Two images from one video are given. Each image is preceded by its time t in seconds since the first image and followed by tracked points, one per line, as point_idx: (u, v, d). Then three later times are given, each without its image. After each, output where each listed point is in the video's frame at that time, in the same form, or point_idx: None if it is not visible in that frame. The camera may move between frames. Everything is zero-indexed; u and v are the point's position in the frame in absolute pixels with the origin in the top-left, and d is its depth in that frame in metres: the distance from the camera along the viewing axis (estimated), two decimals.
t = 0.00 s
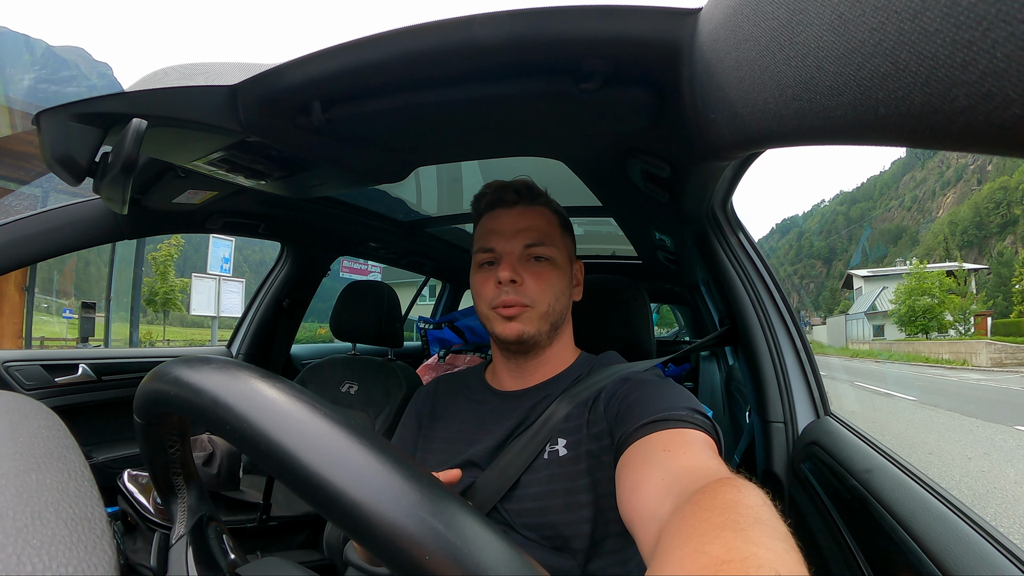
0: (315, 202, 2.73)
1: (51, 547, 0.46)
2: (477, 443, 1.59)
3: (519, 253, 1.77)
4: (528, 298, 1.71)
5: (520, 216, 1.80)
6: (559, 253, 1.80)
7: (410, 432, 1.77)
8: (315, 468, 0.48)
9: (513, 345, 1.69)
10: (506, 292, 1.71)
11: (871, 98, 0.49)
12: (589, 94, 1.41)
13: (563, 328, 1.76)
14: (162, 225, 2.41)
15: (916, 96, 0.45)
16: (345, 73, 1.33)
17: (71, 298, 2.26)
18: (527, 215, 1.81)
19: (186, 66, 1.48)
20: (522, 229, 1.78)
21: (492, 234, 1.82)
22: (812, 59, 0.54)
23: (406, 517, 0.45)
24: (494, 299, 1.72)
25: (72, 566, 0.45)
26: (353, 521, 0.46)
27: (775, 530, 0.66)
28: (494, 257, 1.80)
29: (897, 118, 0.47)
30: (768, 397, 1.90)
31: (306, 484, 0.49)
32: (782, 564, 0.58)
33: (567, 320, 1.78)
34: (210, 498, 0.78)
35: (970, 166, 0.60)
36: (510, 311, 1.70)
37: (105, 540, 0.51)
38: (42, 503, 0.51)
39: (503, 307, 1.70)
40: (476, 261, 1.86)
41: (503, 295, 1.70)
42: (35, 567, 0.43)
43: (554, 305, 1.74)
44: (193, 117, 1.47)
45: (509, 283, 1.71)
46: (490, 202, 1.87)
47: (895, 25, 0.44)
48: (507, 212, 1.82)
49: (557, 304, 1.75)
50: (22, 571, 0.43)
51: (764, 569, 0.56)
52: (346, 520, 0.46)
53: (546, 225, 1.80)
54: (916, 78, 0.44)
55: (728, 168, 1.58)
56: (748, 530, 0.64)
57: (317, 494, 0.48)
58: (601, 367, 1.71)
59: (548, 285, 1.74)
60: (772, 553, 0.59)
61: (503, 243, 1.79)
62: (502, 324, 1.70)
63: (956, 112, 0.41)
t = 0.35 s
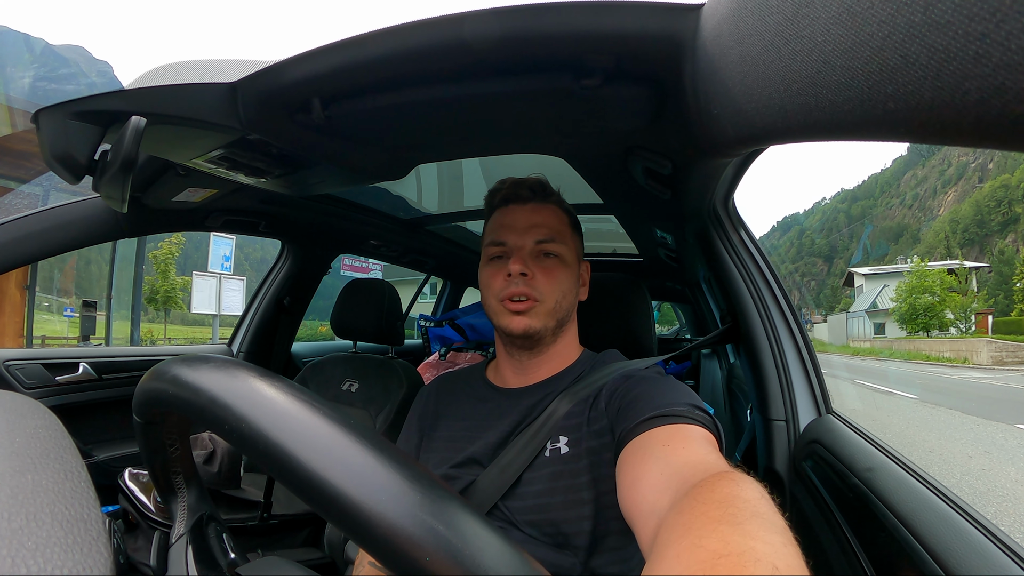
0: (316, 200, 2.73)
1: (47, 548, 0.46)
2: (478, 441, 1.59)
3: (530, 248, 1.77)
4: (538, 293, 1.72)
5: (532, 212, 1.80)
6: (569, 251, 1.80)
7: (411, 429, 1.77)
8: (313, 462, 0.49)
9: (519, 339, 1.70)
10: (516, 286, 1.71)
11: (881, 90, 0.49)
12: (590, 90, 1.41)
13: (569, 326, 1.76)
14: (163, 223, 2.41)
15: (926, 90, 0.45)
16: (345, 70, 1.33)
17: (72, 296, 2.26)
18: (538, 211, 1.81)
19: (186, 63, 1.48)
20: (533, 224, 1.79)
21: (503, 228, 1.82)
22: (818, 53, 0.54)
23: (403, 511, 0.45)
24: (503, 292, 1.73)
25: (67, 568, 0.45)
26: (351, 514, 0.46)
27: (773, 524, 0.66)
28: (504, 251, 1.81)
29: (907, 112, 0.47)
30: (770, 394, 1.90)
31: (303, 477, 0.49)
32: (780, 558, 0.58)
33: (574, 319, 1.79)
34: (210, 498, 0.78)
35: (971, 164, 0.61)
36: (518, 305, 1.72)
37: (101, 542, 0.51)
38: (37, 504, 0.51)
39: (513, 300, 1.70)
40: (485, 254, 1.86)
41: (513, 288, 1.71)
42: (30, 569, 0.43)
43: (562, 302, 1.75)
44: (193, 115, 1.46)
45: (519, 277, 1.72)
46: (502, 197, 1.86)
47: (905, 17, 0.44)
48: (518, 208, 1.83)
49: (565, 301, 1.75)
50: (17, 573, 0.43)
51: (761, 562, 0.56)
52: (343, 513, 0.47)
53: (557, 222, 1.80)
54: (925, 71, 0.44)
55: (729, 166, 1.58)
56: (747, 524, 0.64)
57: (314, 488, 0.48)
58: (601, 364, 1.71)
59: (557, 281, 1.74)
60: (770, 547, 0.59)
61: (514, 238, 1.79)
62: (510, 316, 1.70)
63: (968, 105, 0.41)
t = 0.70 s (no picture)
0: (314, 203, 2.73)
1: (47, 545, 0.46)
2: (473, 442, 1.59)
3: (513, 255, 1.78)
4: (524, 297, 1.72)
5: (512, 219, 1.81)
6: (553, 253, 1.80)
7: (406, 432, 1.77)
8: (302, 466, 0.49)
9: (511, 346, 1.70)
10: (501, 293, 1.72)
11: (860, 101, 0.49)
12: (585, 96, 1.41)
13: (561, 326, 1.76)
14: (160, 227, 2.41)
15: (904, 98, 0.45)
16: (343, 75, 1.33)
17: (70, 299, 2.26)
18: (519, 217, 1.81)
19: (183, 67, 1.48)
20: (514, 231, 1.79)
21: (486, 238, 1.83)
22: (801, 61, 0.54)
23: (387, 516, 0.45)
24: (490, 301, 1.73)
25: (67, 565, 0.45)
26: (336, 519, 0.46)
27: (758, 532, 0.65)
28: (489, 260, 1.81)
29: (887, 120, 0.47)
30: (766, 397, 1.90)
31: (292, 481, 0.49)
32: (762, 564, 0.57)
33: (566, 319, 1.78)
34: (207, 500, 0.78)
35: (968, 167, 0.59)
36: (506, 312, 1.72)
37: (101, 539, 0.50)
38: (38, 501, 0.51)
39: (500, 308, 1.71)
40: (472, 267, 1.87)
41: (499, 296, 1.72)
42: (30, 565, 0.43)
43: (550, 304, 1.74)
44: (191, 118, 1.47)
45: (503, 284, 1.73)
46: (481, 208, 1.87)
47: (881, 28, 0.44)
48: (500, 215, 1.83)
49: (553, 302, 1.75)
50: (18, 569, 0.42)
51: (741, 568, 0.56)
52: (330, 517, 0.47)
53: (539, 225, 1.80)
54: (903, 80, 0.44)
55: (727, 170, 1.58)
56: (730, 530, 0.64)
57: (302, 493, 0.48)
58: (598, 367, 1.71)
59: (542, 284, 1.74)
60: (752, 553, 0.59)
61: (497, 246, 1.80)
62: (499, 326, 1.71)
63: (943, 113, 0.42)
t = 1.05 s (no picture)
0: (317, 205, 2.73)
1: (54, 547, 0.46)
2: (477, 442, 1.59)
3: (501, 258, 1.77)
4: (508, 301, 1.71)
5: (504, 221, 1.81)
6: (543, 255, 1.77)
7: (410, 432, 1.77)
8: (308, 465, 0.49)
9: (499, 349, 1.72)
10: (487, 297, 1.73)
11: (868, 101, 0.50)
12: (589, 97, 1.41)
13: (549, 329, 1.74)
14: (164, 228, 2.42)
15: (912, 99, 0.45)
16: (347, 77, 1.33)
17: (74, 300, 2.27)
18: (510, 219, 1.81)
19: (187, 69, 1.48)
20: (504, 234, 1.79)
21: (479, 240, 1.85)
22: (810, 62, 0.54)
23: (394, 514, 0.45)
24: (479, 304, 1.75)
25: (74, 568, 0.45)
26: (344, 518, 0.46)
27: (764, 531, 0.65)
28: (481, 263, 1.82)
29: (894, 121, 0.48)
30: (770, 398, 1.89)
31: (298, 481, 0.49)
32: (767, 564, 0.57)
33: (556, 320, 1.76)
34: (211, 501, 0.79)
35: (975, 167, 0.59)
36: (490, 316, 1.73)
37: (107, 541, 0.51)
38: (46, 504, 0.51)
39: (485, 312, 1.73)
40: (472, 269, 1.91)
41: (484, 300, 1.73)
42: (38, 566, 0.44)
43: (536, 307, 1.73)
44: (195, 120, 1.47)
45: (489, 288, 1.73)
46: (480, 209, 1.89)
47: (891, 30, 0.45)
48: (494, 218, 1.84)
49: (539, 305, 1.73)
50: (26, 570, 0.43)
51: (747, 567, 0.56)
52: (337, 516, 0.47)
53: (529, 227, 1.79)
54: (912, 82, 0.44)
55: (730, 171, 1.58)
56: (735, 529, 0.64)
57: (308, 492, 0.49)
58: (601, 367, 1.71)
59: (527, 287, 1.73)
60: (757, 553, 0.59)
61: (487, 249, 1.81)
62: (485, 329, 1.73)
63: (953, 114, 0.42)
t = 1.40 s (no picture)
0: (320, 206, 2.74)
1: (59, 549, 0.46)
2: (480, 443, 1.59)
3: (502, 258, 1.78)
4: (510, 301, 1.72)
5: (504, 222, 1.81)
6: (544, 254, 1.78)
7: (414, 432, 1.77)
8: (313, 466, 0.49)
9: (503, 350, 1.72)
10: (489, 298, 1.73)
11: (872, 102, 0.49)
12: (592, 98, 1.41)
13: (552, 328, 1.74)
14: (168, 229, 2.42)
15: (918, 101, 0.45)
16: (350, 79, 1.34)
17: (78, 301, 2.27)
18: (510, 220, 1.81)
19: (190, 71, 1.49)
20: (504, 234, 1.80)
21: (480, 242, 1.85)
22: (813, 63, 0.54)
23: (401, 514, 0.45)
24: (479, 305, 1.76)
25: (78, 569, 0.45)
26: (350, 518, 0.47)
27: (769, 530, 0.65)
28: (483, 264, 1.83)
29: (900, 122, 0.47)
30: (774, 399, 1.89)
31: (304, 481, 0.49)
32: (774, 563, 0.57)
33: (558, 319, 1.76)
34: (216, 503, 0.79)
35: (977, 167, 0.59)
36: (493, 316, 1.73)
37: (112, 543, 0.51)
38: (51, 506, 0.51)
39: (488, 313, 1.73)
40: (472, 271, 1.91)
41: (486, 301, 1.73)
42: (43, 569, 0.44)
43: (539, 306, 1.73)
44: (198, 122, 1.48)
45: (490, 288, 1.74)
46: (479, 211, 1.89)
47: (895, 31, 0.44)
48: (494, 219, 1.84)
49: (541, 304, 1.74)
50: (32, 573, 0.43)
51: (753, 567, 0.56)
52: (342, 517, 0.47)
53: (530, 227, 1.79)
54: (916, 83, 0.44)
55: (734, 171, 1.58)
56: (741, 529, 0.64)
57: (314, 492, 0.49)
58: (604, 368, 1.71)
59: (528, 286, 1.73)
60: (762, 552, 0.59)
61: (487, 250, 1.81)
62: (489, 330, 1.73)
63: (959, 116, 0.42)
